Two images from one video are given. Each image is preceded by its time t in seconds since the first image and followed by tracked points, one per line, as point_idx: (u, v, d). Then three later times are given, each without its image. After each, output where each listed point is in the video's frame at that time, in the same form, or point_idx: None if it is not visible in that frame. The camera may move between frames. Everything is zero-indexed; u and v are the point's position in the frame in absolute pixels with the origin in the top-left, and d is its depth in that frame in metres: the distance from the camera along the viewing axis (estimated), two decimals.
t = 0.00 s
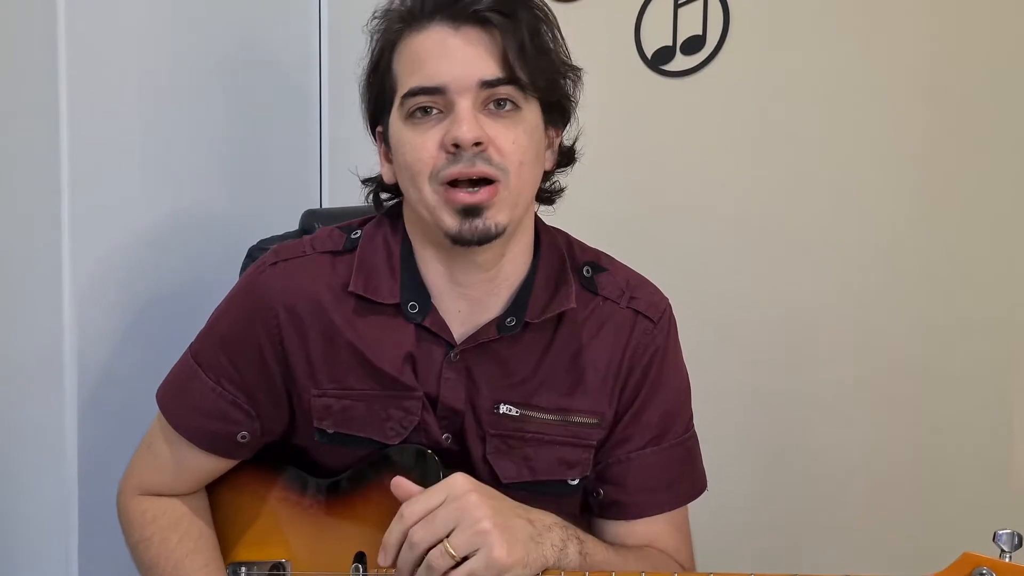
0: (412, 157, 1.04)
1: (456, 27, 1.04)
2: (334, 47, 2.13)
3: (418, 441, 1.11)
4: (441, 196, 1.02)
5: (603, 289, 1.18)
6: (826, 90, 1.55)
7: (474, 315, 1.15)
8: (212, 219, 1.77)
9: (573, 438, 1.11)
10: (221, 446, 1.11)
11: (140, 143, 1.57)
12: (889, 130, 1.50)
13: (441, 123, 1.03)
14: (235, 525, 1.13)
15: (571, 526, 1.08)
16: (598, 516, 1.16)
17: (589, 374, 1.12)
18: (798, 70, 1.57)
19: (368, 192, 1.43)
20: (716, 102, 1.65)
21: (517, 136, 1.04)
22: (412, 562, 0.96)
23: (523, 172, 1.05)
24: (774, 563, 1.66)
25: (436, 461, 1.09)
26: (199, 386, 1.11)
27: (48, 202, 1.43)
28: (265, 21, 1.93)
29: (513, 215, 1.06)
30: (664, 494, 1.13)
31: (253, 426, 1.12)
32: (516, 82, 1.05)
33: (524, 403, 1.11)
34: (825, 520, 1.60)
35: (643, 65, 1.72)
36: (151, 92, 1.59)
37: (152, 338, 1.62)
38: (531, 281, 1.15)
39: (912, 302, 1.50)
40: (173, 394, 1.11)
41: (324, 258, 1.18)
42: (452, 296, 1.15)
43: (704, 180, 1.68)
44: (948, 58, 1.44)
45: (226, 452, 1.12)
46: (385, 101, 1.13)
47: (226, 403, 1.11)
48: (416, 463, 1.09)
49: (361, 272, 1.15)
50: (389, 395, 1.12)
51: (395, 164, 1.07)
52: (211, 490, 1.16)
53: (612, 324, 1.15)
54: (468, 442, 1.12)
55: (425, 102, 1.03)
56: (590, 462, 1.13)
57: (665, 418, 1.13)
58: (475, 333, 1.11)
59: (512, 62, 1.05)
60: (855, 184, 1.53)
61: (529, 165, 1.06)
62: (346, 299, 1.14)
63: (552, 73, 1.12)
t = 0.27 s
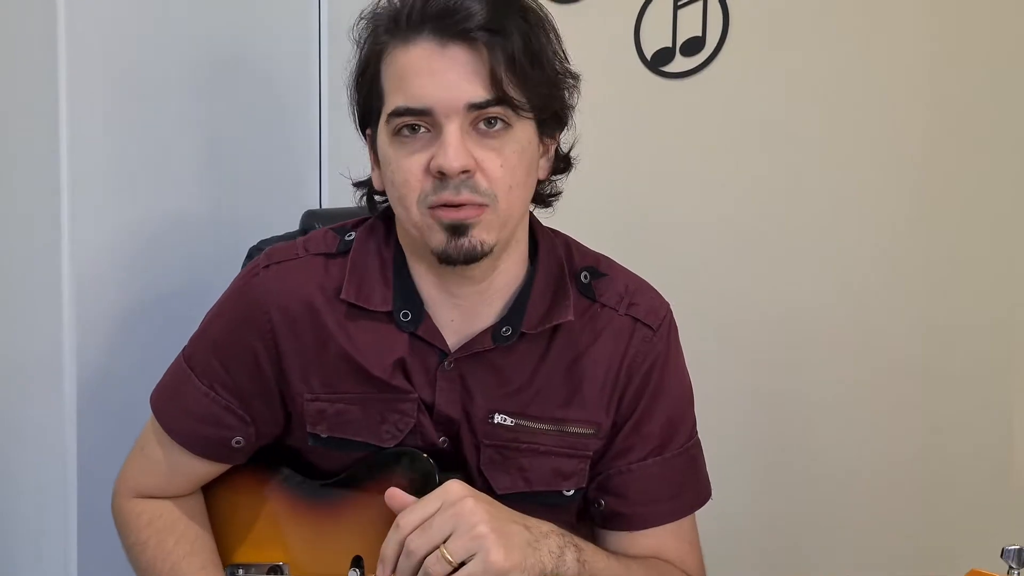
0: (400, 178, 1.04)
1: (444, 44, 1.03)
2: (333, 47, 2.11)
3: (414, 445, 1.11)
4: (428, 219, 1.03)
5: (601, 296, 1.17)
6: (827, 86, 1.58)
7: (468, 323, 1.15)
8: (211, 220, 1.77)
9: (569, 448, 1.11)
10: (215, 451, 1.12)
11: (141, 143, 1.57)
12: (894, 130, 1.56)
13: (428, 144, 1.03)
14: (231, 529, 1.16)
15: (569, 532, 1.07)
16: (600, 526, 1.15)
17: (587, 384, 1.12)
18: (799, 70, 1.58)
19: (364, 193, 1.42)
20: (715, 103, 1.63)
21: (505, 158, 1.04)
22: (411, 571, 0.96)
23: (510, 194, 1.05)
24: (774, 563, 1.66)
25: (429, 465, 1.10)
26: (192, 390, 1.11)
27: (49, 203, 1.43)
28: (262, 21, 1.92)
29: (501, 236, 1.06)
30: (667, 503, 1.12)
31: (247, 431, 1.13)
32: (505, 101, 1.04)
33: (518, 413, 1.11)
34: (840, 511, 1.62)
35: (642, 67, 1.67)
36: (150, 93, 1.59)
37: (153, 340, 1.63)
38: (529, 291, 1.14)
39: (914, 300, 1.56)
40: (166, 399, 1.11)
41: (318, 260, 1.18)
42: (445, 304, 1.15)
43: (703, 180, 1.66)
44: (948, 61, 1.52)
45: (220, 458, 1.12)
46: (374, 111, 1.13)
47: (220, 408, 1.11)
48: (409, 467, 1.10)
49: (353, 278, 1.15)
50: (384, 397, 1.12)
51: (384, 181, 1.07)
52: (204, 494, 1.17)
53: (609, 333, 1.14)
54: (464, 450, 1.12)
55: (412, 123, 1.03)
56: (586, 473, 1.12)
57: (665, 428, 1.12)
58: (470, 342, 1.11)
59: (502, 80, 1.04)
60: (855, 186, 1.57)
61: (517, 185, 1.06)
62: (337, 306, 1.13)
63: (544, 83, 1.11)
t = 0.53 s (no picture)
0: (397, 183, 1.03)
1: (445, 50, 1.01)
2: (331, 46, 2.10)
3: (409, 446, 1.11)
4: (423, 226, 1.03)
5: (602, 303, 1.16)
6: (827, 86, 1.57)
7: (465, 330, 1.14)
8: (210, 220, 1.76)
9: (567, 456, 1.10)
10: (210, 451, 1.11)
11: (142, 143, 1.57)
12: (893, 130, 1.55)
13: (426, 151, 1.02)
14: (228, 529, 1.15)
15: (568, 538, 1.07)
16: (594, 534, 1.14)
17: (585, 391, 1.11)
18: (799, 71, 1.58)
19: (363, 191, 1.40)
20: (714, 102, 1.63)
21: (503, 167, 1.04)
22: (411, 569, 0.95)
23: (507, 204, 1.04)
24: (774, 563, 1.66)
25: (427, 467, 1.09)
26: (188, 390, 1.11)
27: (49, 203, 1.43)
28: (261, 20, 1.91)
29: (496, 245, 1.06)
30: (663, 514, 1.11)
31: (243, 431, 1.12)
32: (506, 110, 1.03)
33: (514, 420, 1.11)
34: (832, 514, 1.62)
35: (641, 66, 1.66)
36: (150, 93, 1.59)
37: (152, 341, 1.62)
38: (528, 297, 1.14)
39: (914, 300, 1.56)
40: (161, 398, 1.11)
41: (315, 260, 1.17)
42: (442, 310, 1.14)
43: (703, 180, 1.65)
44: (947, 61, 1.52)
45: (216, 458, 1.12)
46: (374, 111, 1.12)
47: (216, 407, 1.10)
48: (407, 468, 1.10)
49: (350, 281, 1.14)
50: (379, 396, 1.11)
51: (381, 183, 1.07)
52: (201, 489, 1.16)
53: (609, 340, 1.13)
54: (459, 454, 1.12)
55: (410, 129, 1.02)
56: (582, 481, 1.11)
57: (664, 436, 1.12)
58: (466, 349, 1.10)
59: (503, 88, 1.03)
60: (855, 186, 1.57)
61: (514, 196, 1.05)
62: (334, 309, 1.13)
63: (547, 91, 1.10)
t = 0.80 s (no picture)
0: (401, 180, 1.03)
1: (448, 46, 1.01)
2: (330, 46, 2.09)
3: (405, 445, 1.11)
4: (428, 222, 1.03)
5: (602, 300, 1.16)
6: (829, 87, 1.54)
7: (466, 329, 1.14)
8: (209, 220, 1.76)
9: (570, 455, 1.10)
10: (202, 454, 1.11)
11: (144, 141, 1.57)
12: (893, 130, 1.49)
13: (430, 147, 1.02)
14: (223, 528, 1.14)
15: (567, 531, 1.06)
16: (600, 533, 1.14)
17: (587, 389, 1.10)
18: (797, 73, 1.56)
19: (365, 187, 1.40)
20: (715, 103, 1.64)
21: (507, 163, 1.03)
22: (409, 562, 0.95)
23: (511, 199, 1.04)
24: (775, 564, 1.64)
25: (421, 464, 1.09)
26: (181, 393, 1.11)
27: (46, 202, 1.42)
28: (261, 21, 1.91)
29: (501, 240, 1.06)
30: (668, 511, 1.10)
31: (234, 435, 1.12)
32: (510, 106, 1.02)
33: (517, 418, 1.10)
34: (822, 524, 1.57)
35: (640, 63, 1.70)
36: (152, 93, 1.59)
37: (152, 342, 1.62)
38: (528, 295, 1.14)
39: (914, 300, 1.49)
40: (156, 402, 1.11)
41: (310, 269, 1.17)
42: (442, 309, 1.14)
43: (704, 180, 1.66)
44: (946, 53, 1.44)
45: (208, 461, 1.12)
46: (376, 108, 1.11)
47: (208, 411, 1.11)
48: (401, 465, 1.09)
49: (347, 285, 1.14)
50: (370, 390, 1.11)
51: (385, 179, 1.07)
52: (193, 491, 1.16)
53: (609, 338, 1.13)
54: (460, 454, 1.11)
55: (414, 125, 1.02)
56: (585, 479, 1.11)
57: (667, 433, 1.11)
58: (468, 348, 1.10)
59: (506, 84, 1.02)
60: (855, 185, 1.52)
61: (519, 191, 1.05)
62: (329, 314, 1.12)
63: (550, 86, 1.10)
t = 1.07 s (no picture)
0: (403, 172, 1.03)
1: (452, 40, 1.01)
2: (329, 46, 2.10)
3: (406, 444, 1.11)
4: (430, 213, 1.02)
5: (600, 296, 1.16)
6: (828, 88, 1.53)
7: (467, 324, 1.14)
8: (209, 220, 1.76)
9: (569, 449, 1.10)
10: (205, 451, 1.11)
11: (142, 145, 1.57)
12: (893, 130, 1.47)
13: (433, 139, 1.02)
14: (226, 526, 1.13)
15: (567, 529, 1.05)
16: (601, 528, 1.14)
17: (586, 383, 1.11)
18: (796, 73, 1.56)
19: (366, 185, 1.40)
20: (715, 103, 1.65)
21: (510, 154, 1.03)
22: (413, 562, 0.95)
23: (514, 191, 1.04)
24: (774, 563, 1.63)
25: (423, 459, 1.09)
26: (183, 390, 1.11)
27: (44, 202, 1.42)
28: (262, 21, 1.91)
29: (503, 233, 1.05)
30: (668, 505, 1.10)
31: (236, 431, 1.11)
32: (512, 99, 1.03)
33: (517, 413, 1.10)
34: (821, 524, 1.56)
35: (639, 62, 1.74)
36: (152, 95, 1.59)
37: (150, 341, 1.61)
38: (527, 290, 1.14)
39: (914, 300, 1.45)
40: (159, 401, 1.11)
41: (313, 265, 1.17)
42: (443, 304, 1.14)
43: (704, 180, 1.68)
44: (943, 49, 1.41)
45: (211, 458, 1.11)
46: (378, 104, 1.11)
47: (210, 407, 1.10)
48: (404, 463, 1.10)
49: (348, 281, 1.14)
50: (375, 390, 1.12)
51: (387, 173, 1.06)
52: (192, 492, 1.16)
53: (608, 333, 1.13)
54: (461, 450, 1.12)
55: (417, 118, 1.02)
56: (585, 473, 1.11)
57: (666, 427, 1.11)
58: (467, 343, 1.10)
59: (508, 78, 1.02)
60: (854, 186, 1.51)
61: (521, 183, 1.05)
62: (332, 310, 1.13)
63: (550, 82, 1.10)
